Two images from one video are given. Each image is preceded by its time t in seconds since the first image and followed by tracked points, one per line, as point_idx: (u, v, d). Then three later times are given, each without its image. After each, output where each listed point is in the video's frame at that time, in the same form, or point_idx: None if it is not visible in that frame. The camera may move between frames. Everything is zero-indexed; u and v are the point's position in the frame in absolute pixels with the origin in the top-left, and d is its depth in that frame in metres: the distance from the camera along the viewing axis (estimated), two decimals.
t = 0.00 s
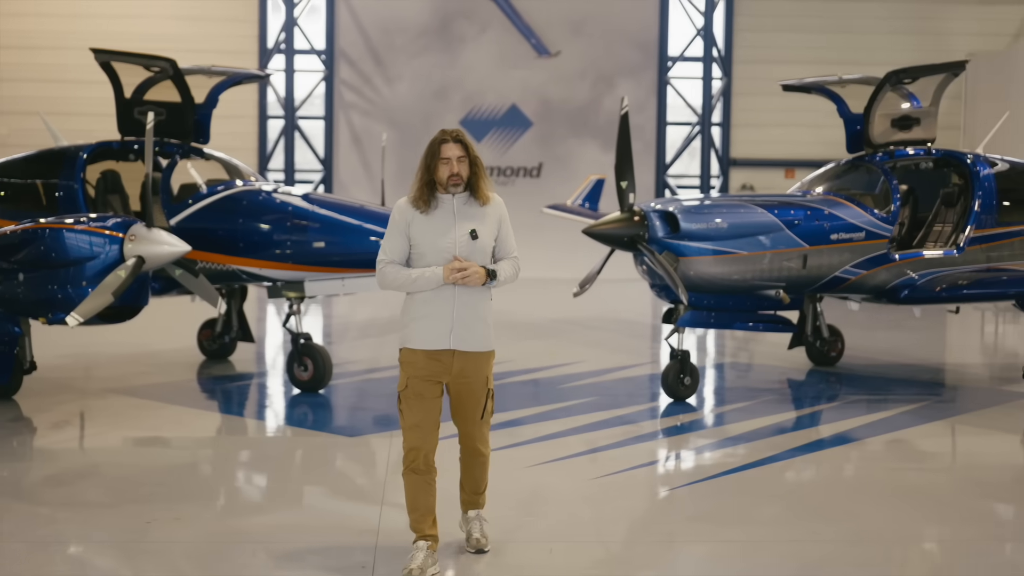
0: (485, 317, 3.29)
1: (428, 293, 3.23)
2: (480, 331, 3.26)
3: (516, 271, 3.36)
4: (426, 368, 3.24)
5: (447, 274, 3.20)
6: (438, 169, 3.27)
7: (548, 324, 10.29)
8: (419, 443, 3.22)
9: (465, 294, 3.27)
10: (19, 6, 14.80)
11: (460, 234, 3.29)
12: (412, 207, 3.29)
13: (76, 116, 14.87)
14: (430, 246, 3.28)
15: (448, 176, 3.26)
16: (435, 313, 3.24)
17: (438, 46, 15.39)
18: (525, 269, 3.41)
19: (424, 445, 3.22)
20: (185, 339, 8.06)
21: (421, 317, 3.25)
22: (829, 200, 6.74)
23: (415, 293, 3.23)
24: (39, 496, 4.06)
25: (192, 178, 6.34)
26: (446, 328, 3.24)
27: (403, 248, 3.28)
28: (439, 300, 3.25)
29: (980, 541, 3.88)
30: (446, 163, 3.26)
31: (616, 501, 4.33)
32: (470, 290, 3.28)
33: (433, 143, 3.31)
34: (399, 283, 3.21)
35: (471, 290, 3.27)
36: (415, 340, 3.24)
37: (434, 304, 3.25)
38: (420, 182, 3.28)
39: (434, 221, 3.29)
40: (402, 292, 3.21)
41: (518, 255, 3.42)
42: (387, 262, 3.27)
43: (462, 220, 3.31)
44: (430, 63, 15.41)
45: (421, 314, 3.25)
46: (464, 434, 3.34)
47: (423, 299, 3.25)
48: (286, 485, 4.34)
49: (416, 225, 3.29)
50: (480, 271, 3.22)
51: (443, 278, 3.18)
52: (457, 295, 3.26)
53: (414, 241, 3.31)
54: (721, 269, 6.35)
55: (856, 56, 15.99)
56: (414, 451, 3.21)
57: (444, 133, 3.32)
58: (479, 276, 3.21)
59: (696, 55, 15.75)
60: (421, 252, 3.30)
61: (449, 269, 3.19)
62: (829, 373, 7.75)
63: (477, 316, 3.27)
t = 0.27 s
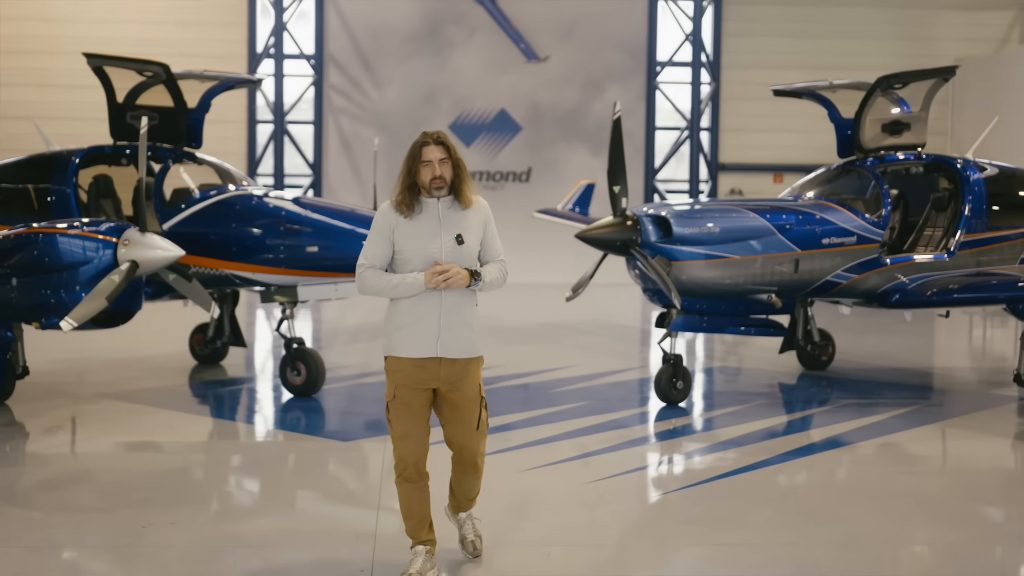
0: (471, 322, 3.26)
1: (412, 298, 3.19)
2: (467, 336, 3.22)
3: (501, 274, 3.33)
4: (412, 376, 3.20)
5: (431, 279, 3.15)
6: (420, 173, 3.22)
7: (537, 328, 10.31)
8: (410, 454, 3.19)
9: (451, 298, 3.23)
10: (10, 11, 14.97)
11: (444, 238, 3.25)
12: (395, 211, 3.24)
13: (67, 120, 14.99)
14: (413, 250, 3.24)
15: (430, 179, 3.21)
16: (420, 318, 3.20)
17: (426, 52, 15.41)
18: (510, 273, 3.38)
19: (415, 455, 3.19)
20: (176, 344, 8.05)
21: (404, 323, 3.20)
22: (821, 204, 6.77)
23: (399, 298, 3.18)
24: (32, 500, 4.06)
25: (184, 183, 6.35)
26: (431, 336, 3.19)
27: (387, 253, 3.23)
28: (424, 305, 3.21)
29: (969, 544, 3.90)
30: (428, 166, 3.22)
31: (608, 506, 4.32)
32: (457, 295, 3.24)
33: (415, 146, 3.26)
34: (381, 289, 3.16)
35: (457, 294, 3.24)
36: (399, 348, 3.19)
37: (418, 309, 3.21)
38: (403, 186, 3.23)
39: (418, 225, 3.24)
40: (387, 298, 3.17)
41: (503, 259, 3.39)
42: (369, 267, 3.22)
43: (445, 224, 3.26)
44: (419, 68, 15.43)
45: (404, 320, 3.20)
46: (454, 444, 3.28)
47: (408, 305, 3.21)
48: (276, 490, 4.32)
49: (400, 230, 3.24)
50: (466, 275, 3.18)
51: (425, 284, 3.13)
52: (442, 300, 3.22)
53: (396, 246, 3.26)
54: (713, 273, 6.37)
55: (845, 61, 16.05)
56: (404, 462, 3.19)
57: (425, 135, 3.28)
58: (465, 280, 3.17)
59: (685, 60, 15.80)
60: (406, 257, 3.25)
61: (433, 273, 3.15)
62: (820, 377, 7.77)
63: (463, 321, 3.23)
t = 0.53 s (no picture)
0: (462, 331, 3.18)
1: (401, 308, 3.12)
2: (457, 344, 3.15)
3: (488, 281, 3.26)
4: (402, 386, 3.12)
5: (419, 287, 3.08)
6: (406, 178, 3.16)
7: (526, 334, 10.34)
8: (402, 463, 3.16)
9: (441, 309, 3.15)
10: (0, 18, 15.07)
11: (433, 245, 3.18)
12: (381, 218, 3.17)
13: (58, 126, 15.10)
14: (401, 258, 3.17)
15: (415, 184, 3.15)
16: (409, 327, 3.13)
17: (414, 58, 15.44)
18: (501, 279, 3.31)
19: (408, 464, 3.17)
20: (165, 349, 8.06)
21: (394, 334, 3.13)
22: (810, 210, 6.81)
23: (388, 307, 3.11)
24: (20, 506, 4.05)
25: (174, 189, 6.36)
26: (421, 345, 3.11)
27: (374, 262, 3.16)
28: (412, 314, 3.13)
29: (955, 547, 3.92)
30: (413, 170, 3.15)
31: (597, 511, 4.33)
32: (446, 304, 3.16)
33: (400, 150, 3.19)
34: (369, 299, 3.10)
35: (447, 303, 3.16)
36: (388, 358, 3.12)
37: (408, 319, 3.13)
38: (389, 191, 3.16)
39: (405, 232, 3.17)
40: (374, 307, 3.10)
41: (492, 265, 3.32)
42: (357, 276, 3.15)
43: (433, 230, 3.19)
44: (406, 74, 15.46)
45: (394, 330, 3.13)
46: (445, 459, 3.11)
47: (396, 314, 3.13)
48: (265, 496, 4.30)
49: (387, 237, 3.17)
50: (456, 284, 3.11)
51: (414, 293, 3.06)
52: (432, 309, 3.14)
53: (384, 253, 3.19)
54: (703, 279, 6.39)
55: (832, 68, 16.14)
56: (397, 471, 3.16)
57: (411, 139, 3.21)
58: (454, 289, 3.10)
59: (672, 66, 15.86)
60: (393, 265, 3.18)
61: (422, 282, 3.08)
62: (809, 382, 7.80)
63: (454, 330, 3.15)
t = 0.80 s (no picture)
0: (453, 341, 3.15)
1: (388, 315, 3.12)
2: (448, 355, 3.12)
3: (483, 290, 3.21)
4: (393, 396, 3.11)
5: (403, 293, 3.07)
6: (397, 182, 3.18)
7: (511, 337, 10.36)
8: (394, 472, 3.15)
9: (433, 318, 3.13)
10: None
11: (423, 252, 3.17)
12: (373, 223, 3.19)
13: (40, 130, 15.04)
14: (390, 264, 3.17)
15: (406, 188, 3.16)
16: (398, 335, 3.11)
17: (398, 62, 15.45)
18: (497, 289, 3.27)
19: (399, 473, 3.15)
20: (151, 353, 8.04)
21: (384, 343, 3.12)
22: (795, 213, 6.87)
23: (375, 314, 3.12)
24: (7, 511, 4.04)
25: (161, 192, 6.33)
26: (411, 355, 3.09)
27: (364, 267, 3.18)
28: (401, 322, 3.12)
29: (938, 548, 3.96)
30: (404, 174, 3.18)
31: (583, 514, 4.34)
32: (437, 314, 3.14)
33: (394, 155, 3.23)
34: (357, 305, 3.11)
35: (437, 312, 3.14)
36: (380, 367, 3.11)
37: (396, 327, 3.13)
38: (380, 196, 3.19)
39: (395, 237, 3.18)
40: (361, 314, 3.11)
41: (489, 274, 3.28)
42: (348, 282, 3.17)
43: (424, 237, 3.18)
44: (391, 78, 15.46)
45: (383, 338, 3.13)
46: (431, 470, 3.05)
47: (385, 321, 3.13)
48: (253, 500, 4.30)
49: (377, 244, 3.18)
50: (446, 292, 3.08)
51: (397, 299, 3.05)
52: (420, 318, 3.12)
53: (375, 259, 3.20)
54: (689, 282, 6.43)
55: (816, 73, 16.24)
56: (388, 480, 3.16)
57: (406, 144, 3.24)
58: (446, 299, 3.08)
59: (656, 71, 15.93)
60: (383, 272, 3.18)
61: (406, 288, 3.07)
62: (794, 384, 7.85)
63: (444, 341, 3.13)
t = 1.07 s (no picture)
0: (447, 342, 2.98)
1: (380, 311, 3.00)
2: (446, 358, 2.96)
3: (482, 293, 3.02)
4: (389, 397, 2.96)
5: (389, 289, 2.92)
6: (397, 176, 3.07)
7: (498, 339, 10.38)
8: (384, 479, 2.98)
9: (425, 318, 2.98)
10: None
11: (417, 249, 3.03)
12: (371, 218, 3.07)
13: (23, 131, 14.94)
14: (384, 260, 3.04)
15: (405, 183, 3.04)
16: (389, 335, 2.98)
17: (384, 63, 15.44)
18: (499, 293, 3.07)
19: (389, 479, 2.99)
20: (136, 355, 8.02)
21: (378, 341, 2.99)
22: (781, 215, 6.91)
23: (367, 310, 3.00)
24: None
25: (148, 194, 6.32)
26: (406, 355, 2.95)
27: (360, 263, 3.06)
28: (393, 320, 2.99)
29: (923, 547, 4.00)
30: (405, 169, 3.06)
31: (571, 515, 4.36)
32: (429, 313, 2.98)
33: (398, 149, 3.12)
34: (348, 301, 3.00)
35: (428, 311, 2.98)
36: (376, 368, 2.96)
37: (387, 326, 2.99)
38: (380, 190, 3.08)
39: (391, 233, 3.05)
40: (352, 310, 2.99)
41: (491, 277, 3.08)
42: (344, 278, 3.07)
43: (420, 234, 3.04)
44: (377, 80, 15.46)
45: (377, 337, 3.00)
46: (427, 477, 2.91)
47: (378, 319, 3.01)
48: (241, 501, 4.30)
49: (374, 239, 3.06)
50: (434, 288, 2.92)
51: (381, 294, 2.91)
52: (411, 317, 2.97)
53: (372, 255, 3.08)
54: (676, 283, 6.46)
55: (800, 75, 16.33)
56: (378, 486, 2.99)
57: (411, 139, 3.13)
58: (436, 296, 2.92)
59: (641, 73, 16.00)
60: (377, 268, 3.05)
61: (392, 283, 2.92)
62: (780, 385, 7.90)
63: (439, 343, 2.97)
